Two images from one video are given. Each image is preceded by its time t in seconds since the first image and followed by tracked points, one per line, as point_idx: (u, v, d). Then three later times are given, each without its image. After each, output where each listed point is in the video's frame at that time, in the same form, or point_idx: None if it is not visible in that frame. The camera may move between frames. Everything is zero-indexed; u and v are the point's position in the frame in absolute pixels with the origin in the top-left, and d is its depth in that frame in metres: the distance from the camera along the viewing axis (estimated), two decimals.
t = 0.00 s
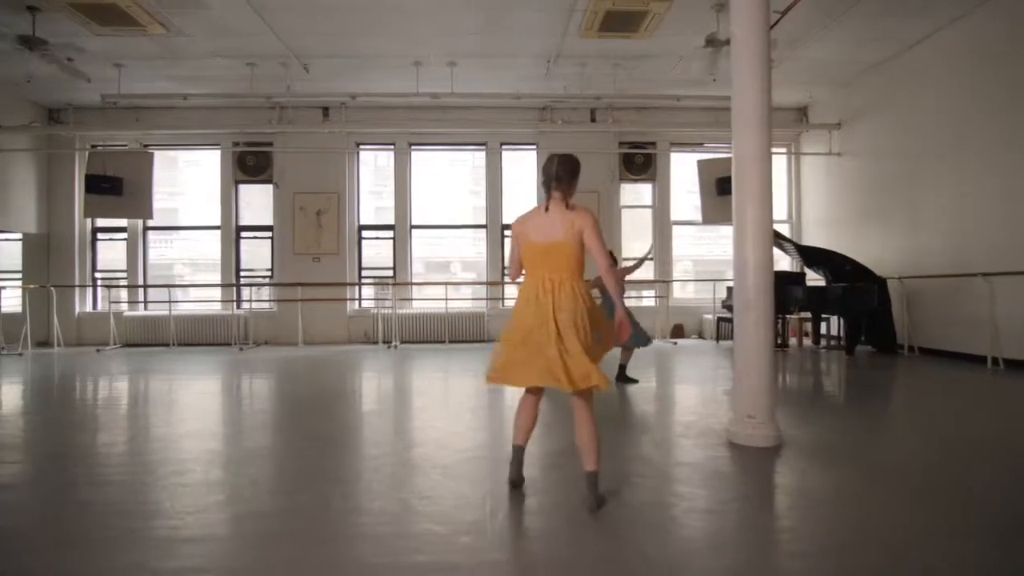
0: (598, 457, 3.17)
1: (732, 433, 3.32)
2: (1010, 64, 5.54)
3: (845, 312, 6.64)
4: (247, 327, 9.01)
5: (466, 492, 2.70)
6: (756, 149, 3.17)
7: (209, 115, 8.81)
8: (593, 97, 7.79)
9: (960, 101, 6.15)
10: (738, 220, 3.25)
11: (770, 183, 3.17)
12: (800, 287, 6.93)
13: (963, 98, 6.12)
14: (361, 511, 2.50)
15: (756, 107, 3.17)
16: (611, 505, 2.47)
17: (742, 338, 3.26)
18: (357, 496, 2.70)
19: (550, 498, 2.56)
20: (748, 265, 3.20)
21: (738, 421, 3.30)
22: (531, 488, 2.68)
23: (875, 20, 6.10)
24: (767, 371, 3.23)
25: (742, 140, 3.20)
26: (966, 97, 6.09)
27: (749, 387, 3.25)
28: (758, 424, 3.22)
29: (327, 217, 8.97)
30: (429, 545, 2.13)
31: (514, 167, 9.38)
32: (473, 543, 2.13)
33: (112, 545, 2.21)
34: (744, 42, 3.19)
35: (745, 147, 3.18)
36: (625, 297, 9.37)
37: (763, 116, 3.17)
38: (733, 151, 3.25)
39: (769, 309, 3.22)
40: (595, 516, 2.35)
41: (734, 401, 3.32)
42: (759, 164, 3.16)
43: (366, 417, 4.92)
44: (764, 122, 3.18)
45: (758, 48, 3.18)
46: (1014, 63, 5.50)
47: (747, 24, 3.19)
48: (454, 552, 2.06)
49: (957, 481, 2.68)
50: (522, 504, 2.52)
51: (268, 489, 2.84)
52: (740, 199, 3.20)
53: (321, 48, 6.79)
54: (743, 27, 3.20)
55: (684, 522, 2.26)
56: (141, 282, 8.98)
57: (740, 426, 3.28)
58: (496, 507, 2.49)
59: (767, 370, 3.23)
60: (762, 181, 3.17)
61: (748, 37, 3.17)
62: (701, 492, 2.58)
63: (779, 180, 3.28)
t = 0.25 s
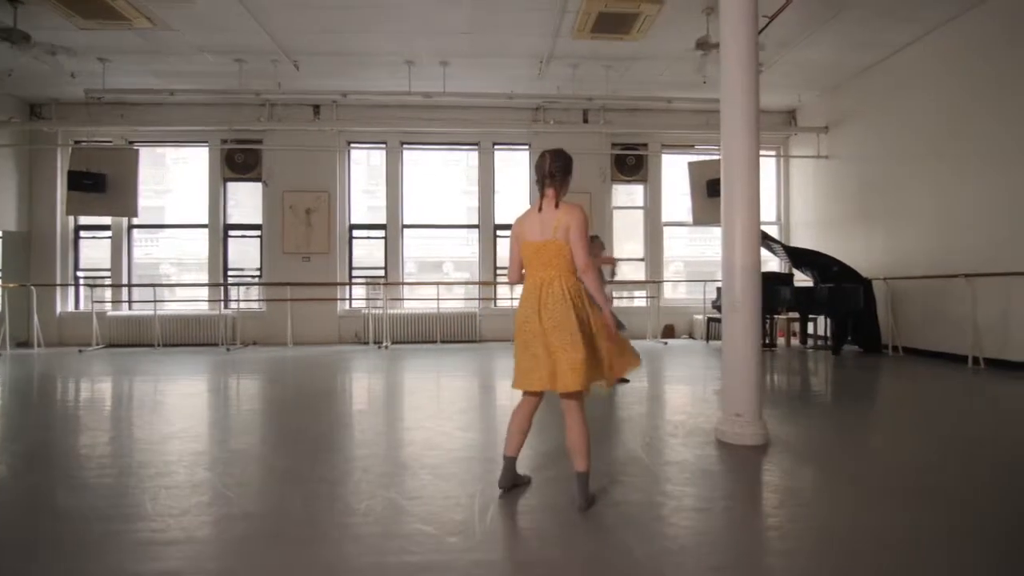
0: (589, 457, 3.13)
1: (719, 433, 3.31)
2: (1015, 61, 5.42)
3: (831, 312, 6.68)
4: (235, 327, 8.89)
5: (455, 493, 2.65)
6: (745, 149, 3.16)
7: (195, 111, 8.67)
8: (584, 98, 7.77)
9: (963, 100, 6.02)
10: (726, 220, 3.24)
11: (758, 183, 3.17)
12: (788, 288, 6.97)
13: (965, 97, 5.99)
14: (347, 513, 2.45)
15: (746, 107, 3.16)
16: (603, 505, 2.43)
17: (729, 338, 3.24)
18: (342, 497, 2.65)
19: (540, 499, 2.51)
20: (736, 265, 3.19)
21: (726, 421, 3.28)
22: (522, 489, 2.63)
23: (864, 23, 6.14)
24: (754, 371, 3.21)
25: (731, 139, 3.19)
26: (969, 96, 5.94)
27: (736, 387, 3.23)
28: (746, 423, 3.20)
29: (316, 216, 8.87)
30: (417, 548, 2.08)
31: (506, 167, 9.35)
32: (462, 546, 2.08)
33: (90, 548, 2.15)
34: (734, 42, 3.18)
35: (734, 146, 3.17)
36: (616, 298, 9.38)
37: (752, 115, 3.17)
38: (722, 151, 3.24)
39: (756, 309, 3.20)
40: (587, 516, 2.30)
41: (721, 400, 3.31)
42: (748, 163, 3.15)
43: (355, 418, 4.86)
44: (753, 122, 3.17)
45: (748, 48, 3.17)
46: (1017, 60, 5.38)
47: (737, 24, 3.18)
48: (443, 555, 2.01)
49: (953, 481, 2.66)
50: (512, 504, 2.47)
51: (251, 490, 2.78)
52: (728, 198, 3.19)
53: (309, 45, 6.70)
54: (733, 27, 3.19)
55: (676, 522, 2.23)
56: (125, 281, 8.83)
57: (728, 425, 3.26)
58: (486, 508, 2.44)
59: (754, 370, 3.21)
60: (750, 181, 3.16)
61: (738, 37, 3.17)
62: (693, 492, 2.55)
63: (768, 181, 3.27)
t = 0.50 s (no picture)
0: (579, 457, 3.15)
1: (707, 433, 3.34)
2: (1014, 60, 5.31)
3: (814, 314, 6.80)
4: (216, 327, 8.74)
5: (446, 494, 2.64)
6: (734, 151, 3.20)
7: (177, 107, 8.51)
8: (572, 99, 7.79)
9: (959, 99, 5.91)
10: (715, 222, 3.28)
11: (747, 185, 3.20)
12: (771, 289, 7.06)
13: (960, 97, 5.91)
14: (337, 515, 2.42)
15: (735, 109, 3.20)
16: (595, 505, 2.44)
17: (718, 338, 3.28)
18: (330, 499, 2.62)
19: (532, 498, 2.51)
20: (725, 266, 3.22)
21: (713, 420, 3.31)
22: (514, 489, 2.62)
23: (847, 29, 6.24)
24: (742, 370, 3.25)
25: (721, 142, 3.23)
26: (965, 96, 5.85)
27: (724, 386, 3.26)
28: (734, 423, 3.24)
29: (301, 214, 8.77)
30: (409, 550, 2.06)
31: (493, 167, 9.34)
32: (456, 547, 2.07)
33: (73, 552, 2.10)
34: (724, 46, 3.22)
35: (723, 149, 3.21)
36: (602, 299, 9.42)
37: (741, 117, 3.20)
38: (712, 153, 3.28)
39: (744, 309, 3.24)
40: (580, 516, 2.31)
41: (710, 400, 3.34)
42: (737, 165, 3.19)
43: (341, 418, 4.81)
44: (742, 124, 3.20)
45: (737, 51, 3.21)
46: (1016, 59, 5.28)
47: (727, 27, 3.22)
48: (436, 556, 2.00)
49: (939, 480, 2.71)
50: (505, 505, 2.46)
51: (238, 493, 2.74)
52: (718, 200, 3.23)
53: (294, 41, 6.62)
54: (723, 31, 3.23)
55: (669, 521, 2.24)
56: (103, 280, 8.63)
57: (716, 425, 3.29)
58: (478, 509, 2.43)
59: (742, 370, 3.24)
60: (739, 182, 3.20)
61: (728, 40, 3.20)
62: (684, 491, 2.57)
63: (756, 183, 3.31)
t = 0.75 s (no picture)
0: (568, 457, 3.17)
1: (700, 433, 3.37)
2: (1011, 61, 5.30)
3: (800, 316, 6.89)
4: (200, 327, 8.61)
5: (442, 497, 2.63)
6: (726, 155, 3.24)
7: (161, 103, 8.37)
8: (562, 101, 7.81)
9: (953, 100, 5.92)
10: (708, 225, 3.33)
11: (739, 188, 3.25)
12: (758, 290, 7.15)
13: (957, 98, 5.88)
14: (332, 519, 2.40)
15: (728, 113, 3.25)
16: (591, 506, 2.45)
17: (712, 339, 3.31)
18: (325, 502, 2.60)
19: (527, 500, 2.52)
20: (718, 269, 3.26)
21: (706, 421, 3.35)
22: (510, 492, 2.62)
23: (834, 33, 6.34)
24: (734, 371, 3.28)
25: (714, 145, 3.27)
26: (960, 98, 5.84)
27: (718, 388, 3.30)
28: (727, 424, 3.27)
29: (287, 214, 8.67)
30: (406, 554, 2.05)
31: (482, 168, 9.34)
32: (453, 551, 2.06)
33: (59, 559, 2.05)
34: (716, 51, 3.27)
35: (716, 152, 3.26)
36: (591, 300, 9.46)
37: (734, 122, 3.25)
38: (705, 156, 3.32)
39: (737, 311, 3.28)
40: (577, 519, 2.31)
41: (704, 401, 3.37)
42: (729, 170, 3.24)
43: (330, 420, 4.77)
44: (735, 130, 3.25)
45: (730, 56, 3.26)
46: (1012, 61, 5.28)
47: (720, 34, 3.27)
48: (435, 560, 1.99)
49: (932, 480, 2.76)
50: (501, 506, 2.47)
51: (230, 497, 2.70)
52: (711, 203, 3.27)
53: (283, 39, 6.55)
54: (715, 38, 3.28)
55: (667, 523, 2.26)
56: (84, 279, 8.46)
57: (710, 426, 3.32)
58: (473, 511, 2.43)
59: (735, 371, 3.28)
60: (732, 185, 3.25)
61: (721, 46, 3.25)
62: (679, 492, 2.59)
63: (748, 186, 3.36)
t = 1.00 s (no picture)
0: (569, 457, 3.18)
1: (700, 432, 3.40)
2: (1009, 62, 5.32)
3: (788, 316, 7.00)
4: (185, 327, 8.44)
5: (446, 497, 2.62)
6: (725, 158, 3.28)
7: (145, 98, 8.19)
8: (554, 101, 7.83)
9: (949, 101, 5.95)
10: (708, 226, 3.36)
11: (738, 191, 3.28)
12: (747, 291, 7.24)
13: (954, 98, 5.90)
14: (338, 522, 2.37)
15: (727, 118, 3.28)
16: (598, 506, 2.46)
17: (711, 340, 3.35)
18: (329, 505, 2.56)
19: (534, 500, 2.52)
20: (718, 270, 3.29)
21: (706, 420, 3.38)
22: (518, 490, 2.60)
23: (823, 39, 6.46)
24: (734, 373, 3.31)
25: (713, 149, 3.31)
26: (958, 98, 5.85)
27: (718, 387, 3.33)
28: (727, 423, 3.30)
29: (275, 212, 8.55)
30: (416, 555, 2.04)
31: (473, 168, 9.31)
32: (464, 551, 2.05)
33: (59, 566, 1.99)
34: (715, 57, 3.30)
35: (715, 155, 3.29)
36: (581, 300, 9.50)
37: (733, 127, 3.29)
38: (705, 160, 3.36)
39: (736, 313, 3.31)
40: (586, 519, 2.32)
41: (703, 400, 3.41)
42: (728, 174, 3.27)
43: (324, 422, 4.71)
44: (735, 134, 3.29)
45: (729, 59, 3.29)
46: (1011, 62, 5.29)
47: (719, 39, 3.30)
48: (448, 562, 1.97)
49: (933, 480, 2.82)
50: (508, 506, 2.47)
51: (231, 500, 2.65)
52: (709, 206, 3.30)
53: (273, 34, 6.46)
54: (715, 42, 3.32)
55: (676, 522, 2.27)
56: (63, 278, 8.24)
57: (710, 426, 3.35)
58: (481, 512, 2.42)
59: (736, 371, 3.32)
60: (731, 189, 3.28)
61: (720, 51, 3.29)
62: (683, 491, 2.62)
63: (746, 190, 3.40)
